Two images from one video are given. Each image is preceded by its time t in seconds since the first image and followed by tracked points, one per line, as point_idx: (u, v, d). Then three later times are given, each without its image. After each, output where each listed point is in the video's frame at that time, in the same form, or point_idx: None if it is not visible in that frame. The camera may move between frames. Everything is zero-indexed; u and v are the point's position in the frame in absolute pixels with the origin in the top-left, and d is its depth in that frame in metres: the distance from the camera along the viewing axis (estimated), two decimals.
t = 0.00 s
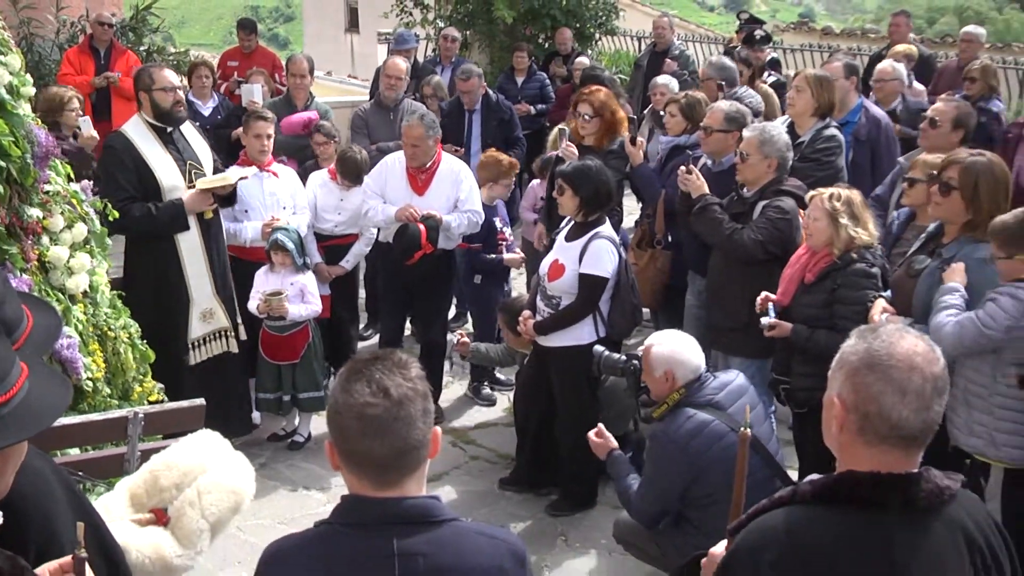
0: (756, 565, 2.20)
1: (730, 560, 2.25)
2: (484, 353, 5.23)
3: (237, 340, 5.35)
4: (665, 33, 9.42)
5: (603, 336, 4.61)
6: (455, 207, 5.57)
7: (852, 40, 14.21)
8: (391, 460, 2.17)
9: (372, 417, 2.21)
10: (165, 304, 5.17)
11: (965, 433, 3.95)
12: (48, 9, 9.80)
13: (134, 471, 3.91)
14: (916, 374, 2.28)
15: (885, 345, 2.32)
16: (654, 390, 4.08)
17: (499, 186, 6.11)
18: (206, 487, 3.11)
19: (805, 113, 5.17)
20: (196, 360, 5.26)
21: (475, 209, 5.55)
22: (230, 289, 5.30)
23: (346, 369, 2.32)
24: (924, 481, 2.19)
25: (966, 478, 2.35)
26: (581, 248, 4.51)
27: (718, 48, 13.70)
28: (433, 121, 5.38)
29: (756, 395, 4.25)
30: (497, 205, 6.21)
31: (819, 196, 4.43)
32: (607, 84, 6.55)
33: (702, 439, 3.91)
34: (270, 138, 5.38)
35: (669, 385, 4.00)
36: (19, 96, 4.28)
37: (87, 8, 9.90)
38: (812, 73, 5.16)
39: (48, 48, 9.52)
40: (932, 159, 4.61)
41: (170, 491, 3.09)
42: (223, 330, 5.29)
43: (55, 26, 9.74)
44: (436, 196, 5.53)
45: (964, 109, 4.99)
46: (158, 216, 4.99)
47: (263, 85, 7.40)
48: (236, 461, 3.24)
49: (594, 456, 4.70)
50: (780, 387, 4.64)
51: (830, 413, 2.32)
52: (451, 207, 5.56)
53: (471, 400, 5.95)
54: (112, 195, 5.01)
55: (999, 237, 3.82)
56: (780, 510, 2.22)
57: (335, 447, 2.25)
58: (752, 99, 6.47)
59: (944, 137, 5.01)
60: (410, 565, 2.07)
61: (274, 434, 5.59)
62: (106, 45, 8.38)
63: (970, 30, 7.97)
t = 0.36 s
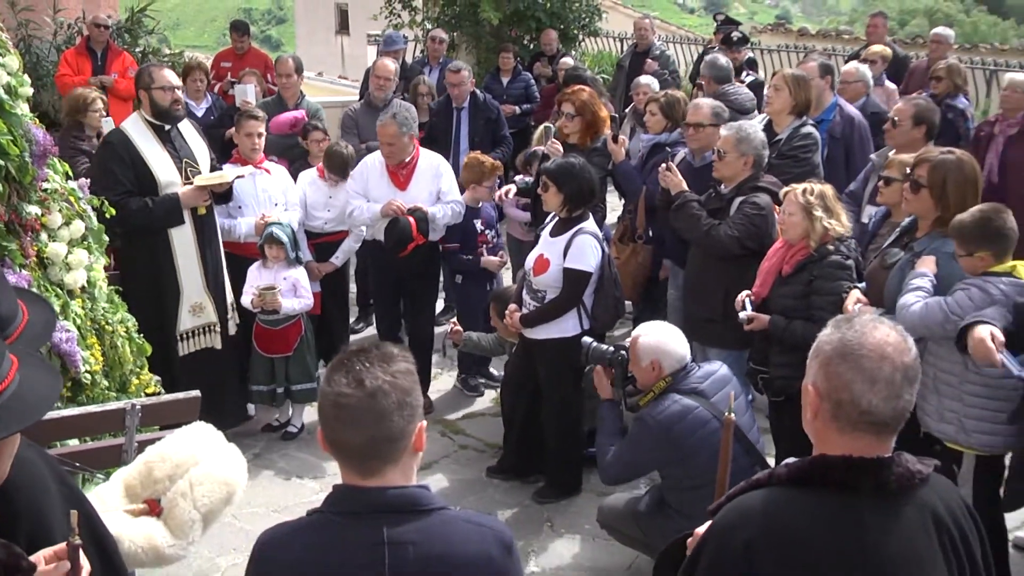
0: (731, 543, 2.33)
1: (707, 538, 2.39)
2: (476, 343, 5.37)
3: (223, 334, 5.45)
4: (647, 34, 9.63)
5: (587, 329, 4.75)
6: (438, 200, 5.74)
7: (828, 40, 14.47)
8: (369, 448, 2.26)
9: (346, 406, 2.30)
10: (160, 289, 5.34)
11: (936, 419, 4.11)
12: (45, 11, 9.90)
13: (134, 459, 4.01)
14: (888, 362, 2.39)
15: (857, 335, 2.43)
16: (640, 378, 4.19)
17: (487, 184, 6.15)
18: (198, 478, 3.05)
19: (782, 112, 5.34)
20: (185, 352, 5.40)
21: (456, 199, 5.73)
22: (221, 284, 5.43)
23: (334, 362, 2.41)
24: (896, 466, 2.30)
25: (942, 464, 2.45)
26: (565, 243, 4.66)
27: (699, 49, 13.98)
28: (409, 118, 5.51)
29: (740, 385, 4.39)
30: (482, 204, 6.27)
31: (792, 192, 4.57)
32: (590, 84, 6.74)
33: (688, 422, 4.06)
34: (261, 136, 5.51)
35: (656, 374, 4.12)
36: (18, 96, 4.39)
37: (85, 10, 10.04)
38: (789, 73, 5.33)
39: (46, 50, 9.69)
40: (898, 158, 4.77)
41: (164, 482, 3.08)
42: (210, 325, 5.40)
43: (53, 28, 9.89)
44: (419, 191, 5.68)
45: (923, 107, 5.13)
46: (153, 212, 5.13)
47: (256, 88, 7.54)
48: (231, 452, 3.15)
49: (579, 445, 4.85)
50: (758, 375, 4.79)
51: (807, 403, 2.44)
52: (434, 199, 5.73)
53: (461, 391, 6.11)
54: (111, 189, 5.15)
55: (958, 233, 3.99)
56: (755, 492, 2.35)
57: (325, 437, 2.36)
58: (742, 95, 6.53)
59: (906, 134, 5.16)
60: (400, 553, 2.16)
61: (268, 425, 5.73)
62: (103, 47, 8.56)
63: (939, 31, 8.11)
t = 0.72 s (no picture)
0: (706, 523, 2.47)
1: (684, 519, 2.54)
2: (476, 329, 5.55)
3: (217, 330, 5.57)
4: (629, 36, 9.81)
5: (572, 322, 4.89)
6: (420, 192, 5.96)
7: (804, 40, 14.74)
8: (359, 441, 2.32)
9: (338, 397, 2.36)
10: (156, 285, 5.48)
11: (906, 414, 4.31)
12: (46, 16, 10.25)
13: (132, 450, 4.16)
14: (855, 347, 2.52)
15: (823, 326, 2.57)
16: (630, 366, 4.36)
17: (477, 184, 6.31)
18: (195, 468, 3.19)
19: (762, 111, 5.50)
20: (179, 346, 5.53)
21: (437, 191, 5.94)
22: (215, 280, 5.55)
23: (328, 356, 2.48)
24: (866, 451, 2.44)
25: (917, 450, 2.58)
26: (551, 239, 4.80)
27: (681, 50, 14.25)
28: (377, 116, 5.75)
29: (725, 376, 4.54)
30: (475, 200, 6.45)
31: (776, 184, 4.72)
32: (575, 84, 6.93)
33: (674, 409, 4.23)
34: (254, 135, 5.68)
35: (645, 363, 4.28)
36: (19, 98, 4.54)
37: (84, 14, 10.37)
38: (769, 73, 5.48)
39: (46, 53, 10.02)
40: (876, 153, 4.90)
41: (161, 472, 3.22)
42: (204, 320, 5.52)
43: (53, 31, 10.21)
44: (400, 185, 5.92)
45: (894, 105, 5.32)
46: (146, 210, 5.29)
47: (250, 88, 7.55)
48: (224, 442, 3.29)
49: (566, 435, 5.03)
50: (738, 364, 4.97)
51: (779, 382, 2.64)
52: (416, 192, 5.97)
53: (452, 383, 6.29)
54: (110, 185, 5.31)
55: (926, 232, 4.12)
56: (730, 474, 2.49)
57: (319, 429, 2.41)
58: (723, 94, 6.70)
59: (877, 131, 5.34)
60: (391, 541, 2.24)
61: (264, 416, 5.89)
62: (102, 50, 8.71)
63: (909, 33, 8.31)
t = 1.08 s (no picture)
0: (675, 505, 2.65)
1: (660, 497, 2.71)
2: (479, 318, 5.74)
3: (214, 326, 5.76)
4: (615, 40, 9.98)
5: (561, 317, 5.08)
6: (409, 189, 6.22)
7: (785, 44, 14.99)
8: (350, 431, 2.42)
9: (333, 387, 2.47)
10: (156, 281, 5.64)
11: (884, 401, 4.43)
12: (51, 20, 10.84)
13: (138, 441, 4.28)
14: (824, 337, 2.65)
15: (795, 317, 2.71)
16: (622, 357, 4.49)
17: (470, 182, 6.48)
18: (195, 458, 3.33)
19: (745, 111, 5.70)
20: (178, 341, 5.70)
21: (425, 186, 6.20)
22: (215, 277, 5.70)
23: (326, 349, 2.59)
24: (837, 442, 2.55)
25: (896, 442, 2.69)
26: (541, 235, 4.98)
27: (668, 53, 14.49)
28: (369, 118, 5.99)
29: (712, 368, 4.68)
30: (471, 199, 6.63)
31: (768, 181, 4.89)
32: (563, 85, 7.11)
33: (664, 400, 4.39)
34: (253, 136, 5.83)
35: (637, 355, 4.42)
36: (24, 101, 4.69)
37: (88, 21, 10.91)
38: (752, 75, 5.68)
39: (52, 57, 10.53)
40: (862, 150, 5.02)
41: (161, 462, 3.36)
42: (202, 315, 5.70)
43: (58, 36, 10.79)
44: (391, 183, 6.16)
45: (875, 104, 5.49)
46: (149, 208, 5.44)
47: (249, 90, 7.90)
48: (222, 434, 3.44)
49: (557, 426, 5.20)
50: (720, 355, 5.15)
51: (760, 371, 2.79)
52: (405, 188, 6.22)
53: (444, 375, 6.48)
54: (114, 184, 5.46)
55: (897, 228, 4.28)
56: (701, 460, 2.66)
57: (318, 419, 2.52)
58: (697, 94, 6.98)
59: (859, 128, 5.51)
60: (385, 529, 2.33)
61: (263, 408, 6.07)
62: (106, 54, 8.95)
63: (885, 36, 8.49)
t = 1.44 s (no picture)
0: (650, 493, 2.64)
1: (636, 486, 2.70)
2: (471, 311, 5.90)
3: (211, 319, 5.94)
4: (600, 41, 10.13)
5: (547, 309, 5.23)
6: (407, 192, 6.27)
7: (764, 45, 15.23)
8: (344, 420, 2.48)
9: (321, 377, 2.54)
10: (151, 275, 5.79)
11: (857, 389, 4.59)
12: (50, 23, 10.94)
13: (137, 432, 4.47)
14: (797, 327, 2.65)
15: (766, 305, 2.72)
16: (611, 348, 4.62)
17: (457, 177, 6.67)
18: (189, 446, 3.45)
19: (725, 110, 5.89)
20: (175, 334, 5.87)
21: (423, 190, 6.25)
22: (210, 274, 5.89)
23: (319, 341, 2.67)
24: (811, 431, 2.55)
25: (871, 433, 2.68)
26: (527, 231, 5.14)
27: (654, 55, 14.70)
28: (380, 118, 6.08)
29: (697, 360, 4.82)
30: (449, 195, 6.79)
31: (745, 176, 5.02)
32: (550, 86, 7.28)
33: (652, 390, 4.50)
34: (247, 135, 5.98)
35: (626, 347, 4.56)
36: (23, 101, 4.81)
37: (86, 23, 11.04)
38: (733, 76, 5.89)
39: (51, 59, 10.66)
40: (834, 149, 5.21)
41: (157, 451, 3.46)
42: (199, 308, 5.88)
43: (57, 39, 10.91)
44: (389, 184, 6.22)
45: (853, 105, 5.67)
46: (147, 204, 5.58)
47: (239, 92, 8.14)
48: (215, 424, 3.58)
49: (542, 415, 5.36)
50: (702, 346, 5.32)
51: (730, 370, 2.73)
52: (403, 190, 6.28)
53: (433, 367, 6.66)
54: (110, 182, 5.58)
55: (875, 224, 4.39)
56: (675, 448, 2.66)
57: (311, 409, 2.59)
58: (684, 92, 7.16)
59: (837, 127, 5.67)
60: (374, 514, 2.40)
61: (259, 401, 6.20)
62: (106, 55, 9.12)
63: (858, 37, 8.69)
